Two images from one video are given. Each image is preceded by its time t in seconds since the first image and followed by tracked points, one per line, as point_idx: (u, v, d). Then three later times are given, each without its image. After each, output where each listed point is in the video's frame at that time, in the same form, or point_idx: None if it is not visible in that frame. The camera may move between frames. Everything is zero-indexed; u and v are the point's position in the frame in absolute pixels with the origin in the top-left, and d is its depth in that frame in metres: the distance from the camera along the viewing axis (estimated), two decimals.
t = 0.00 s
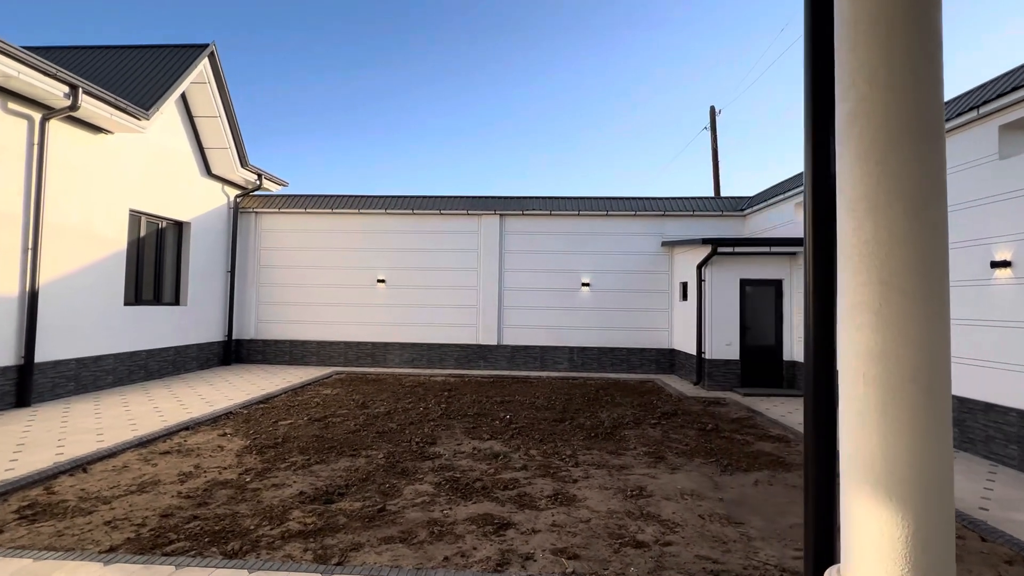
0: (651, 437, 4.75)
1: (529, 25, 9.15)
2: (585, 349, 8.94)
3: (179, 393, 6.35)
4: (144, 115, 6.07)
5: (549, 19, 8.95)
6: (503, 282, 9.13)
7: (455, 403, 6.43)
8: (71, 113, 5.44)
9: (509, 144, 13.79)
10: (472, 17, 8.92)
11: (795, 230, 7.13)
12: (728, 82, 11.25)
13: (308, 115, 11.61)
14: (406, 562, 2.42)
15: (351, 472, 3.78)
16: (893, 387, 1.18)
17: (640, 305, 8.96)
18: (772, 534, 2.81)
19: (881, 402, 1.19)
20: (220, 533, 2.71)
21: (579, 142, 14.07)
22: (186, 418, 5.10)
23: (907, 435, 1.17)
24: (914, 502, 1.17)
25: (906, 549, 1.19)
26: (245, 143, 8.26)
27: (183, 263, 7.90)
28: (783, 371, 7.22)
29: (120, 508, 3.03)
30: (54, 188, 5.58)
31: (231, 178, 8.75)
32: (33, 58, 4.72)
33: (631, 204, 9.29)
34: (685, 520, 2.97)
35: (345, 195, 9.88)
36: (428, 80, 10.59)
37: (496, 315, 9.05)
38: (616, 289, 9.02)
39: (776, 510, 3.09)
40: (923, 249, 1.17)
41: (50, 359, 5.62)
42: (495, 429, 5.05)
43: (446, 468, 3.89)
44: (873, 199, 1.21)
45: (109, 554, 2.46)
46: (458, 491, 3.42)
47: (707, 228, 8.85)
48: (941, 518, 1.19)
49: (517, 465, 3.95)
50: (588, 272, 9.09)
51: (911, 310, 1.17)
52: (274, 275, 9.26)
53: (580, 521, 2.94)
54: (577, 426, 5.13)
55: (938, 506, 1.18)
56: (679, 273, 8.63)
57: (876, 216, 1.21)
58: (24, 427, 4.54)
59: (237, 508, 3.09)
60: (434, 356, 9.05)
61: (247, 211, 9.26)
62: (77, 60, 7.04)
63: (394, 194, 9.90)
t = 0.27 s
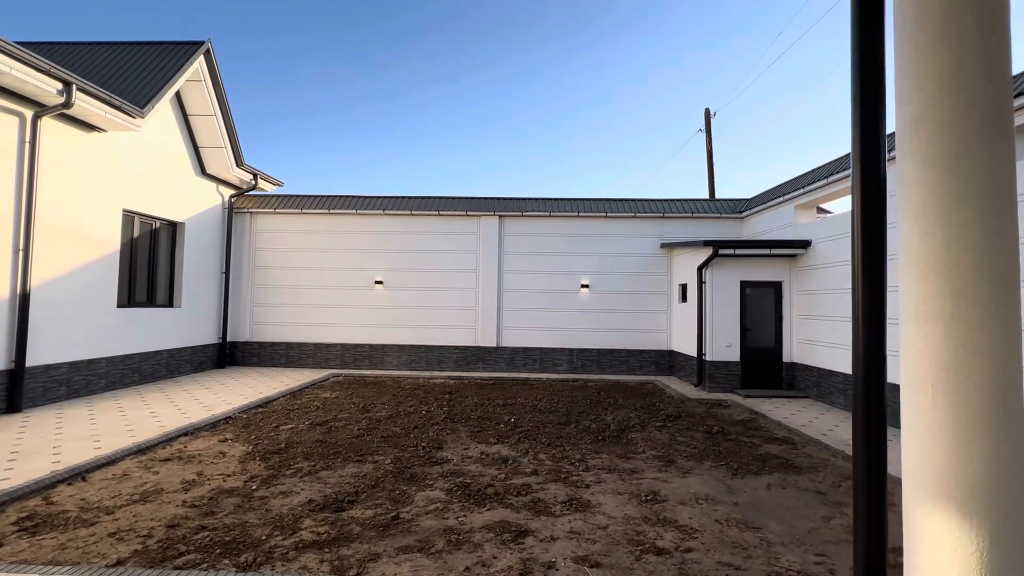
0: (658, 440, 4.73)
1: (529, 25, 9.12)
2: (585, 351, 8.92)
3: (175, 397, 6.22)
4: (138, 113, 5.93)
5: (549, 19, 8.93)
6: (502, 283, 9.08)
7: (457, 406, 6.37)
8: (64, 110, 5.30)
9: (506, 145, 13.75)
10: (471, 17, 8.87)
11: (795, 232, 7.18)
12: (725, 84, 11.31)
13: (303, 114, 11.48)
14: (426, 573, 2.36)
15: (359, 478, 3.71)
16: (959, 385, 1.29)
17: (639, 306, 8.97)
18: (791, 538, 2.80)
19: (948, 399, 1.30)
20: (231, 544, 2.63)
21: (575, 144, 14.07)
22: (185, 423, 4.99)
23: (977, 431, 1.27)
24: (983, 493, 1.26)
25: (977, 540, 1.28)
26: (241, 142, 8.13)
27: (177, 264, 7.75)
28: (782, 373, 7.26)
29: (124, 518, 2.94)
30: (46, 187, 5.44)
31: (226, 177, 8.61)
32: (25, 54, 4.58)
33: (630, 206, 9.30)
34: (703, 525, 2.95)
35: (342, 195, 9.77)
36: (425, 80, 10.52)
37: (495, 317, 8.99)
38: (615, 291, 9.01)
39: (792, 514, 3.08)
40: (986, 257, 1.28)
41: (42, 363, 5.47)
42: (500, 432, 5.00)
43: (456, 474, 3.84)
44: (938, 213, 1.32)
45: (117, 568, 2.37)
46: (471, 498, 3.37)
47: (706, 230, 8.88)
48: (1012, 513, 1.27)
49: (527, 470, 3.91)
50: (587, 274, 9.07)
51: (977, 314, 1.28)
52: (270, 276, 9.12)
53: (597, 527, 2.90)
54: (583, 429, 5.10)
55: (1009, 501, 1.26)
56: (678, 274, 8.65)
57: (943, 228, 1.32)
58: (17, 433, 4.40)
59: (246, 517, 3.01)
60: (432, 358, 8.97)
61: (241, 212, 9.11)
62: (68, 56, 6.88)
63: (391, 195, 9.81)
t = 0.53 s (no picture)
0: (661, 442, 4.72)
1: (527, 25, 9.11)
2: (583, 352, 8.90)
3: (169, 400, 6.11)
4: (133, 111, 5.81)
5: (547, 19, 8.93)
6: (500, 284, 9.05)
7: (458, 408, 6.32)
8: (56, 107, 5.18)
9: (503, 146, 13.72)
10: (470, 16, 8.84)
11: (794, 233, 7.21)
12: (721, 86, 11.36)
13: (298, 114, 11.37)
14: None
15: (363, 483, 3.65)
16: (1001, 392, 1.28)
17: (638, 307, 8.96)
18: (803, 541, 2.79)
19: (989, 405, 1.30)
20: (236, 552, 2.57)
21: (572, 145, 14.07)
22: (181, 427, 4.90)
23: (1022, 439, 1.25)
24: None
25: None
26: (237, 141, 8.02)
27: (171, 264, 7.62)
28: (781, 374, 7.29)
29: (124, 526, 2.86)
30: (37, 185, 5.32)
31: (221, 177, 8.49)
32: (17, 49, 4.46)
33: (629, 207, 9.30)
34: (715, 529, 2.93)
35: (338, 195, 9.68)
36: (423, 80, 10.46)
37: (493, 318, 8.95)
38: (613, 292, 9.00)
39: (803, 517, 3.07)
40: None
41: (33, 365, 5.35)
42: (503, 435, 4.95)
43: (461, 478, 3.79)
44: (984, 221, 1.33)
45: None
46: (478, 502, 3.33)
47: (704, 231, 8.91)
48: None
49: (533, 473, 3.87)
50: (585, 275, 9.06)
51: None
52: (265, 277, 9.01)
53: (609, 532, 2.88)
54: (586, 431, 5.08)
55: None
56: (676, 275, 8.65)
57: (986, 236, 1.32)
58: (8, 439, 4.29)
59: (250, 524, 2.94)
60: (430, 360, 8.91)
61: (236, 211, 8.99)
62: (60, 52, 6.74)
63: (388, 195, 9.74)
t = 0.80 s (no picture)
0: (665, 443, 4.69)
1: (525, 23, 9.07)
2: (581, 352, 8.86)
3: (162, 402, 5.97)
4: (124, 106, 5.66)
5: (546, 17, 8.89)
6: (497, 284, 8.98)
7: (457, 409, 6.24)
8: (45, 101, 5.02)
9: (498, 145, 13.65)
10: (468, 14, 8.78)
11: (792, 234, 7.23)
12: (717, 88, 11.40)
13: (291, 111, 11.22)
14: None
15: (365, 487, 3.56)
16: None
17: (635, 307, 8.94)
18: (817, 543, 2.76)
19: None
20: (239, 560, 2.48)
21: (567, 144, 14.05)
22: (175, 430, 4.77)
23: None
24: None
25: None
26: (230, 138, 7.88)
27: (162, 264, 7.46)
28: (779, 374, 7.30)
29: (120, 534, 2.75)
30: (25, 182, 5.16)
31: (213, 174, 8.34)
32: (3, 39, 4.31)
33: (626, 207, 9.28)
34: (727, 531, 2.89)
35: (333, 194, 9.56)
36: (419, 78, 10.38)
37: (491, 318, 8.88)
38: (611, 292, 8.97)
39: (814, 518, 3.05)
40: None
41: (20, 367, 5.19)
42: (504, 436, 4.89)
43: (465, 480, 3.72)
44: None
45: None
46: (484, 505, 3.27)
47: (701, 231, 8.91)
48: None
49: (538, 476, 3.81)
50: (583, 275, 9.02)
51: None
52: (258, 276, 8.87)
53: (620, 535, 2.83)
54: (588, 432, 5.03)
55: None
56: (674, 275, 8.64)
57: None
58: None
59: (251, 531, 2.84)
60: (426, 361, 8.81)
61: (229, 210, 8.83)
62: (48, 45, 6.57)
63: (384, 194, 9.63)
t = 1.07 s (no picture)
0: (671, 445, 4.62)
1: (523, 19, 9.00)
2: (578, 353, 8.79)
3: (150, 406, 5.78)
4: (112, 100, 5.46)
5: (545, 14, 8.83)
6: (494, 285, 8.88)
7: (456, 411, 6.12)
8: (28, 93, 4.81)
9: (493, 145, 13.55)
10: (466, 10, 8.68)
11: (791, 234, 7.21)
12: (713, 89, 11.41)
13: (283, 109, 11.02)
14: None
15: (368, 494, 3.44)
16: None
17: (633, 308, 8.89)
18: (837, 549, 2.70)
19: None
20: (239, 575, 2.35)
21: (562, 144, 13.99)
22: (165, 435, 4.60)
23: None
24: None
25: None
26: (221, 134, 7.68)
27: (150, 263, 7.25)
28: (778, 374, 7.28)
29: (111, 547, 2.60)
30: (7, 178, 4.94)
31: (203, 171, 8.13)
32: None
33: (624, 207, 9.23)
34: (744, 537, 2.82)
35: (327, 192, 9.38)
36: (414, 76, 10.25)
37: (487, 319, 8.78)
38: (609, 292, 8.91)
39: (831, 523, 2.99)
40: None
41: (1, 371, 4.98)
42: (507, 440, 4.78)
43: (471, 486, 3.61)
44: None
45: None
46: (492, 512, 3.16)
47: (699, 232, 8.89)
48: None
49: (545, 480, 3.72)
50: (581, 275, 8.95)
51: None
52: (249, 277, 8.67)
53: (636, 542, 2.74)
54: (592, 435, 4.95)
55: None
56: (672, 275, 8.60)
57: None
58: None
59: (250, 542, 2.71)
60: (422, 362, 8.68)
61: (219, 208, 8.63)
62: (32, 36, 6.35)
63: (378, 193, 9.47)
